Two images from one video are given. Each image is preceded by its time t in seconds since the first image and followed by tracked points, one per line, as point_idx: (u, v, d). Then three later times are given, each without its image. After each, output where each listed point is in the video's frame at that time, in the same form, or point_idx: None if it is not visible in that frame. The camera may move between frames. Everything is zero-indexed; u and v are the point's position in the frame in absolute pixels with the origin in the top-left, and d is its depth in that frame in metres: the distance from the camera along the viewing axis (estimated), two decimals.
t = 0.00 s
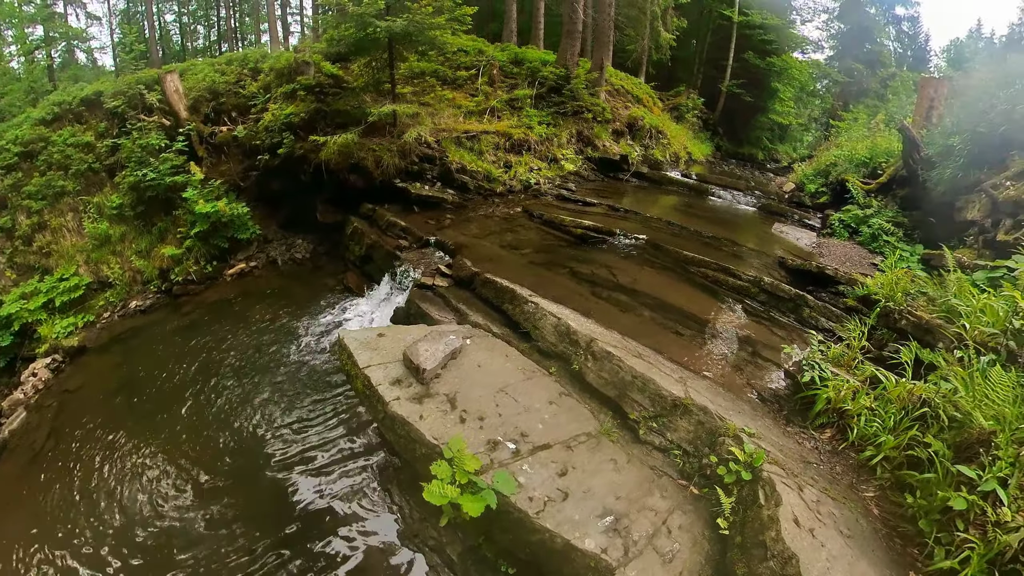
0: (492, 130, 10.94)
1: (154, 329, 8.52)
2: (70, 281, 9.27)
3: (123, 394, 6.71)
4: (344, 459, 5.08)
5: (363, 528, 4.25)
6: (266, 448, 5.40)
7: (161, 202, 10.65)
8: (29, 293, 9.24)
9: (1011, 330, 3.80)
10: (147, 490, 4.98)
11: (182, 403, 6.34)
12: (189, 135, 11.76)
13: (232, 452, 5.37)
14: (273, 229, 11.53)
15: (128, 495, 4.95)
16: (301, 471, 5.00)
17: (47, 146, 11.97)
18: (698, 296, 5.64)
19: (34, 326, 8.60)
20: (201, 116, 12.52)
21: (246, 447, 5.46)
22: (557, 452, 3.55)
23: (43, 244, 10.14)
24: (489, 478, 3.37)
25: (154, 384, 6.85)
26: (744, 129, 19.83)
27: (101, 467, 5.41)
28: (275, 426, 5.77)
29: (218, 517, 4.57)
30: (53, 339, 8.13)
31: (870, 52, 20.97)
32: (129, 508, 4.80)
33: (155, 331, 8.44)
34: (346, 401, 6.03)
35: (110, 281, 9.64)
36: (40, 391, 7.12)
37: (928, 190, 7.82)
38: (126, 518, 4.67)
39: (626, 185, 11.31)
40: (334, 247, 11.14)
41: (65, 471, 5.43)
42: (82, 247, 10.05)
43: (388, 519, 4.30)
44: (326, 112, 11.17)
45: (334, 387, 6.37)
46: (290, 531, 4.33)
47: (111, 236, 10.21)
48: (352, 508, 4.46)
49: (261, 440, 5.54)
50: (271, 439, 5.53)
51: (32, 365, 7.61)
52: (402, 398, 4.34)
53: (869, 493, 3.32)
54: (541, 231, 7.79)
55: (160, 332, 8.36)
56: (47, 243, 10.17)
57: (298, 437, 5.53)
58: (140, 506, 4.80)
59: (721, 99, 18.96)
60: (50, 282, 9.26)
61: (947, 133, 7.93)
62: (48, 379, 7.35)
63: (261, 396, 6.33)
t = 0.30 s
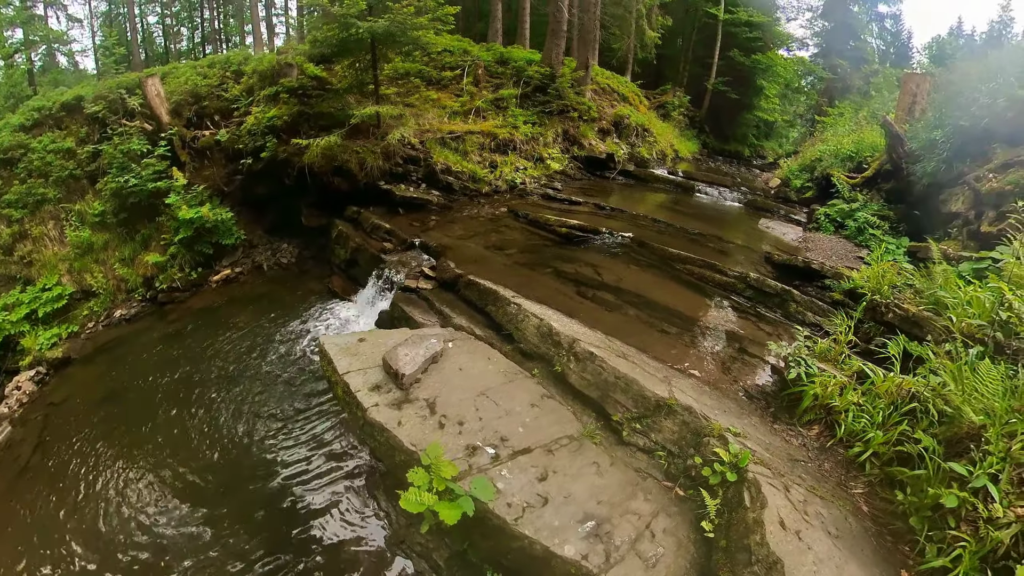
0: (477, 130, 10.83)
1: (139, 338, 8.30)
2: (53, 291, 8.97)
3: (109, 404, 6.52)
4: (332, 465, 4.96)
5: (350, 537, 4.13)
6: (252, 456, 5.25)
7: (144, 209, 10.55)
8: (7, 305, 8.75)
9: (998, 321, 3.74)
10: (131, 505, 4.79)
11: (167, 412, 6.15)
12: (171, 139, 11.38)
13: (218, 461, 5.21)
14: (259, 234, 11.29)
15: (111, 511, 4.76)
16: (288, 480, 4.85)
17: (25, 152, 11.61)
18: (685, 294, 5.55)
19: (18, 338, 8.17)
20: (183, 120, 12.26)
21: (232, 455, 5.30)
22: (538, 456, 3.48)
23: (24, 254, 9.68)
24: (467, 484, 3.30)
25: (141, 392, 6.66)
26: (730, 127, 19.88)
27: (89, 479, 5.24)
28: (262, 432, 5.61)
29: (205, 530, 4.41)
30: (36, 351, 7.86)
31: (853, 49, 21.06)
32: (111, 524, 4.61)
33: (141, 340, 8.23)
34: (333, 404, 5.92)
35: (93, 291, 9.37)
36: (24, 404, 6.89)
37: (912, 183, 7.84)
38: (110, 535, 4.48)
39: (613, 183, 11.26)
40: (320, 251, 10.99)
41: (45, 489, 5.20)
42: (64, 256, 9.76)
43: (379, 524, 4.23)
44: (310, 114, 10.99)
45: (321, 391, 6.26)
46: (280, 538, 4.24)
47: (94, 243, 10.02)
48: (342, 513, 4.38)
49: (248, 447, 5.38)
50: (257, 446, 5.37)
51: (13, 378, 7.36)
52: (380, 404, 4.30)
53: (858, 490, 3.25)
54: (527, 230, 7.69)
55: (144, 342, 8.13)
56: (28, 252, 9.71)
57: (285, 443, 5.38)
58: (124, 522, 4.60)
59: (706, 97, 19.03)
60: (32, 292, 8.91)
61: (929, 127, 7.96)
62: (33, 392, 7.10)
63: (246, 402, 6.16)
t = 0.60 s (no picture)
0: (461, 129, 10.71)
1: (124, 347, 7.92)
2: (34, 302, 8.48)
3: (93, 416, 6.19)
4: (322, 474, 4.78)
5: (336, 552, 3.92)
6: (241, 467, 5.04)
7: (126, 215, 9.67)
8: None
9: (984, 312, 3.69)
10: (115, 523, 4.50)
11: (151, 424, 5.85)
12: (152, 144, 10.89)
13: (206, 473, 4.98)
14: (242, 239, 11.01)
15: (94, 529, 4.46)
16: (273, 487, 4.69)
17: (0, 158, 11.11)
18: (670, 291, 5.42)
19: None
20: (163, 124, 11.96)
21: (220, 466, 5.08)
22: (517, 461, 3.41)
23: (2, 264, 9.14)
24: (443, 492, 3.21)
25: (127, 403, 6.35)
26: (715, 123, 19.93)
27: (75, 494, 4.94)
28: (250, 442, 5.40)
29: (194, 546, 4.17)
30: (18, 364, 7.36)
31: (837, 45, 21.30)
32: (95, 544, 4.31)
33: (125, 350, 7.84)
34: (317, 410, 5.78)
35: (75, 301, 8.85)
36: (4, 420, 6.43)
37: (895, 176, 7.84)
38: (98, 555, 4.18)
39: (599, 181, 11.19)
40: (305, 255, 10.79)
41: (21, 509, 4.83)
42: (45, 266, 9.21)
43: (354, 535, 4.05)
44: (291, 117, 10.79)
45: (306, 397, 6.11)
46: (269, 547, 4.07)
47: (76, 252, 9.43)
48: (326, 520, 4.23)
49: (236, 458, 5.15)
50: (246, 457, 5.15)
51: None
52: (358, 411, 4.19)
53: (846, 488, 3.16)
54: (511, 230, 7.57)
55: (127, 351, 7.74)
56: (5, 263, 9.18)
57: (273, 452, 5.19)
58: (109, 541, 4.32)
59: (692, 94, 19.07)
60: (11, 304, 8.39)
61: (911, 121, 7.99)
62: (15, 408, 6.64)
63: (233, 412, 5.93)
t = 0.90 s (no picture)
0: (444, 128, 10.57)
1: (107, 357, 7.54)
2: (14, 313, 7.80)
3: (74, 429, 5.84)
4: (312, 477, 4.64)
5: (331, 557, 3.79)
6: (234, 475, 4.81)
7: (106, 222, 9.33)
8: None
9: (970, 301, 3.63)
10: (106, 543, 4.20)
11: (138, 435, 5.55)
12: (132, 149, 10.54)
13: (198, 483, 4.74)
14: (226, 243, 10.72)
15: (84, 551, 4.16)
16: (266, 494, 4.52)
17: None
18: (655, 287, 5.30)
19: None
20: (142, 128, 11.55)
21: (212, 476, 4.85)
22: (494, 463, 3.33)
23: None
24: (418, 496, 3.11)
25: (110, 413, 6.02)
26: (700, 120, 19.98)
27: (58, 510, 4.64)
28: (242, 448, 5.18)
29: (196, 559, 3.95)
30: None
31: (822, 42, 21.39)
32: (84, 566, 4.02)
33: (108, 359, 7.46)
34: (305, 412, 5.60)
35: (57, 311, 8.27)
36: None
37: (879, 168, 7.82)
38: None
39: (584, 178, 11.10)
40: (290, 258, 10.57)
41: (2, 533, 4.46)
42: (22, 276, 8.43)
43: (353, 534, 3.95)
44: (273, 117, 10.49)
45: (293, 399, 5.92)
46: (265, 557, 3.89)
47: (56, 262, 8.78)
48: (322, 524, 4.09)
49: (229, 466, 4.94)
50: (239, 464, 4.94)
51: None
52: (333, 416, 4.12)
53: (834, 483, 3.07)
54: (494, 228, 7.44)
55: (108, 362, 7.35)
56: None
57: (263, 457, 5.00)
58: (103, 561, 4.04)
59: (677, 90, 19.11)
60: None
61: (894, 114, 7.98)
62: None
63: (221, 418, 5.69)
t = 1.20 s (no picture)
0: (426, 127, 10.41)
1: (86, 369, 7.12)
2: None
3: (50, 444, 5.46)
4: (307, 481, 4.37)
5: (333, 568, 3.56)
6: (231, 479, 4.57)
7: (85, 230, 8.84)
8: None
9: (957, 290, 3.56)
10: (104, 561, 3.91)
11: (124, 446, 5.21)
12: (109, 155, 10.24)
13: (193, 491, 4.47)
14: (208, 249, 10.33)
15: None
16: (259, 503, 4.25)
17: None
18: (639, 282, 5.18)
19: None
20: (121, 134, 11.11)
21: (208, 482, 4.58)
22: (468, 467, 3.26)
23: None
24: (388, 502, 3.05)
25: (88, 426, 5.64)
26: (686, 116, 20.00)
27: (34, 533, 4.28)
28: (237, 451, 4.93)
29: (204, 570, 3.72)
30: None
31: (805, 37, 21.48)
32: None
33: (87, 371, 7.04)
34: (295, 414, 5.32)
35: (37, 322, 7.67)
36: None
37: (862, 159, 7.78)
38: None
39: (568, 175, 11.00)
40: (273, 262, 10.13)
41: None
42: None
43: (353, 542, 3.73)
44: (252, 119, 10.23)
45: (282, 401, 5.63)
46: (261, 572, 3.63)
47: (35, 272, 8.21)
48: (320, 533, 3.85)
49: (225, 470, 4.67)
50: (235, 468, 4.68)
51: None
52: (307, 422, 4.02)
53: (821, 479, 2.96)
54: (476, 227, 7.30)
55: (89, 374, 6.91)
56: None
57: (253, 464, 4.71)
58: None
59: (662, 86, 19.09)
60: None
61: (877, 106, 7.98)
62: None
63: (212, 421, 5.42)
